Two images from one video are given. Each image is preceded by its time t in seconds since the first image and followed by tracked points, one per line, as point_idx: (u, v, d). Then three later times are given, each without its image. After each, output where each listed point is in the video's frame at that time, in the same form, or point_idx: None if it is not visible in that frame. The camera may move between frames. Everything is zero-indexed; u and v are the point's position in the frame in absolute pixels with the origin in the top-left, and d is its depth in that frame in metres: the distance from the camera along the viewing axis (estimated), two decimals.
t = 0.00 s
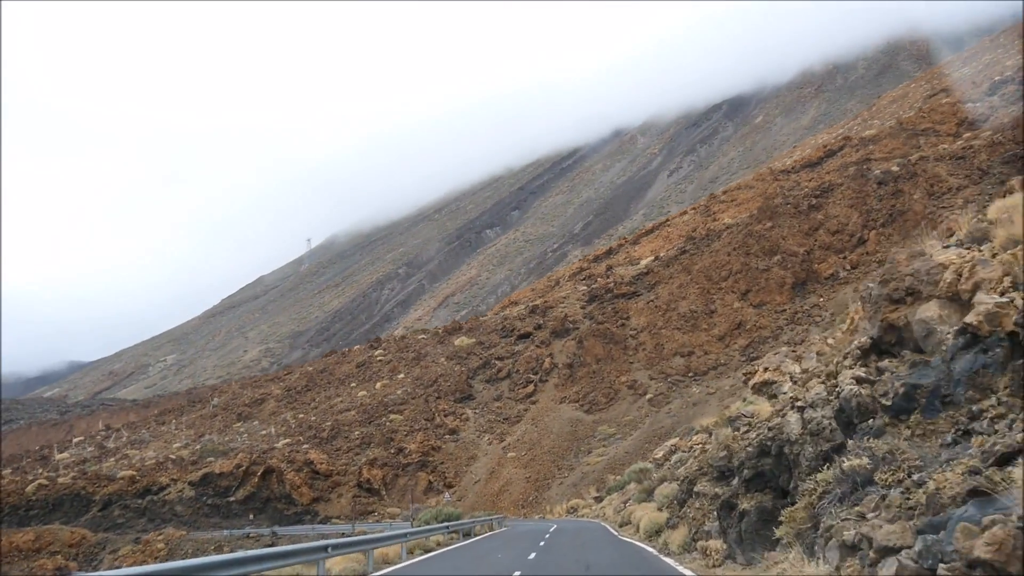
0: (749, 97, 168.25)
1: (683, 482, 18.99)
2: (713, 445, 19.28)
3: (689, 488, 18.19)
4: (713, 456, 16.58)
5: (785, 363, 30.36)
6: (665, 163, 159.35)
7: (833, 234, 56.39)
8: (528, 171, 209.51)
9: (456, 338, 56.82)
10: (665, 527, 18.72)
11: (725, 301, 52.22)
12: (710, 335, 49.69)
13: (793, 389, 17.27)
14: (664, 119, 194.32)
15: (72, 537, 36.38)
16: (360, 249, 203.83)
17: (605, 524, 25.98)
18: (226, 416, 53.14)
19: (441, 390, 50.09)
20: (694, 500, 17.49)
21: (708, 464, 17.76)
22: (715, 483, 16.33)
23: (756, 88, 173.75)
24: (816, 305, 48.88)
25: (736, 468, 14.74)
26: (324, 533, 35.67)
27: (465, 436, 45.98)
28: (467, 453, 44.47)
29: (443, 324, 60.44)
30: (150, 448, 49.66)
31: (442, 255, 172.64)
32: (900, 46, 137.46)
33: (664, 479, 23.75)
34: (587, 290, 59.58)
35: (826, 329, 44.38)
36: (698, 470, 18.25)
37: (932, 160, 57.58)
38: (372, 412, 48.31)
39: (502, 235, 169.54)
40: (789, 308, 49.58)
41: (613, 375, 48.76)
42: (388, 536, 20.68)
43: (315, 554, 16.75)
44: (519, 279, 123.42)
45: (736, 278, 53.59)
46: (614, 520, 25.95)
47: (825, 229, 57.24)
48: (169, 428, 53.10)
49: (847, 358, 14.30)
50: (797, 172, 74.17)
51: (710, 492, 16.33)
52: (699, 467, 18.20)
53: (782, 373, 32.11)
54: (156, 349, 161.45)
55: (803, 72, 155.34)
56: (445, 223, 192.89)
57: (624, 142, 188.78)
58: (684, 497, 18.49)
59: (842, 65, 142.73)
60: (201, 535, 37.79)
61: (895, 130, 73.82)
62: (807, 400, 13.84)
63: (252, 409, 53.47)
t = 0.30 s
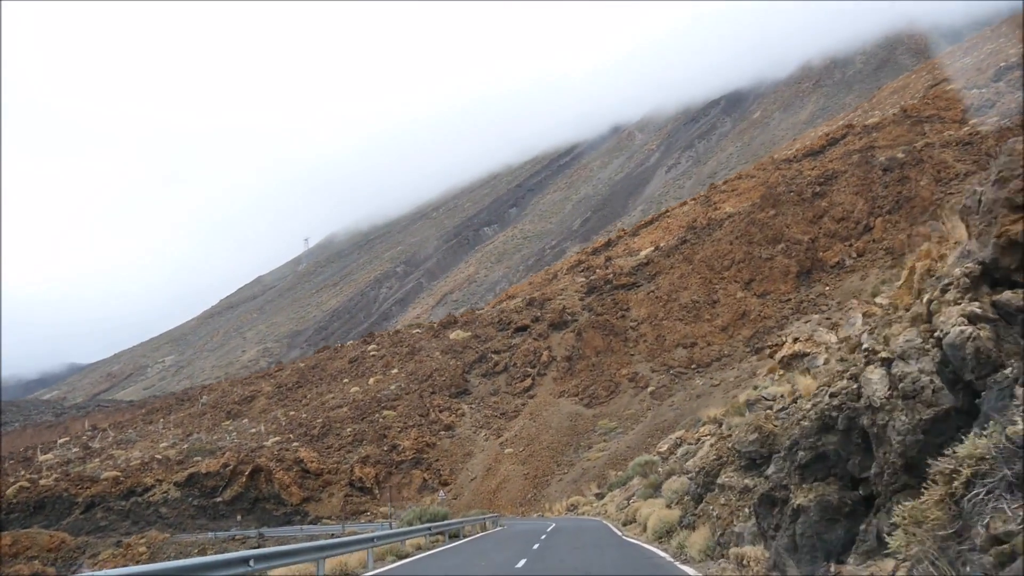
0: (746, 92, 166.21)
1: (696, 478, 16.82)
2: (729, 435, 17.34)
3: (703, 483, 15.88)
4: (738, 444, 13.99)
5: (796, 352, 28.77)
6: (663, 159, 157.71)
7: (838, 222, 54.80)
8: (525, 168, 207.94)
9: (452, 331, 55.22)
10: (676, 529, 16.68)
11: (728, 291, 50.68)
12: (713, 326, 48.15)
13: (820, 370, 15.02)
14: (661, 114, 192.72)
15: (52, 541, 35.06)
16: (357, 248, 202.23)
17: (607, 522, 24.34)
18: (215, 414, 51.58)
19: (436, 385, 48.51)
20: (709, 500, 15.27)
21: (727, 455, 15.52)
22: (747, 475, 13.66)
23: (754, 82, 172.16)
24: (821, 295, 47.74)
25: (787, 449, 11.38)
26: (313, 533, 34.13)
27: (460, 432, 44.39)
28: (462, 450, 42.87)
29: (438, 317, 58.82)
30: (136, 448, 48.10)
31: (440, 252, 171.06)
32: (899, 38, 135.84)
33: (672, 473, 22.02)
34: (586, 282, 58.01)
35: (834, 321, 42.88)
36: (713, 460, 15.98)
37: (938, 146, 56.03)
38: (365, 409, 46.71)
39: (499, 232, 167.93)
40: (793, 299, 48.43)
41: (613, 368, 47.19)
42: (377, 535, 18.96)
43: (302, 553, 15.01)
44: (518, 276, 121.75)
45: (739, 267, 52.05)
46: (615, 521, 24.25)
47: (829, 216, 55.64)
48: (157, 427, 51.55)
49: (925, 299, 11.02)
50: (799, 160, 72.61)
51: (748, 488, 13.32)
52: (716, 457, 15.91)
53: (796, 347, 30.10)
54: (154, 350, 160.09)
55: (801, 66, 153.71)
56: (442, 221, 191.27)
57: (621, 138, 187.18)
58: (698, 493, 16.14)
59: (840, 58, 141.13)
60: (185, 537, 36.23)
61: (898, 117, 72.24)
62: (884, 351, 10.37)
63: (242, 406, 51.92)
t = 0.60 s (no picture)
0: (748, 86, 164.22)
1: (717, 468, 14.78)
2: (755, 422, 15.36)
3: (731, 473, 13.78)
4: (785, 423, 12.14)
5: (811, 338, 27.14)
6: (665, 154, 155.90)
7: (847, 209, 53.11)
8: (526, 164, 206.13)
9: (449, 324, 53.60)
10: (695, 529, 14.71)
11: (734, 280, 49.09)
12: (719, 316, 46.58)
13: (876, 339, 12.63)
14: (663, 108, 190.82)
15: (29, 540, 33.38)
16: (358, 244, 200.56)
17: (612, 520, 22.63)
18: (206, 409, 50.07)
19: (432, 377, 46.93)
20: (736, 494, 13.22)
21: (761, 441, 13.42)
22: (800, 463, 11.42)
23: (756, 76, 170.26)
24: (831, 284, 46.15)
25: (884, 420, 7.82)
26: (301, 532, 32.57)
27: (458, 426, 42.80)
28: (459, 445, 41.28)
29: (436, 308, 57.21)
30: (123, 444, 46.55)
31: (441, 249, 169.41)
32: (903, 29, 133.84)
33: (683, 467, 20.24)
34: (587, 272, 56.39)
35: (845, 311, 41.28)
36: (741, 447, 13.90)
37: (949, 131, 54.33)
38: (359, 403, 45.14)
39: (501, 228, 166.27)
40: (802, 288, 46.93)
41: (616, 360, 45.56)
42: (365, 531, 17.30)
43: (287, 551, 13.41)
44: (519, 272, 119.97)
45: (746, 256, 50.45)
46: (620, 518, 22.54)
47: (838, 204, 53.95)
48: (146, 422, 50.02)
49: None
50: (805, 149, 70.88)
51: (804, 478, 10.66)
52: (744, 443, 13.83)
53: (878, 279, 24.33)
54: (154, 347, 158.69)
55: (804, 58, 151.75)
56: (443, 217, 189.54)
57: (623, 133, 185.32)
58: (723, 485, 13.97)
59: (843, 49, 139.18)
60: (168, 536, 34.66)
61: (906, 104, 70.49)
62: (1009, 294, 6.73)
63: (233, 401, 50.37)
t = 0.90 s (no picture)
0: (747, 82, 162.75)
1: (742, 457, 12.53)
2: (780, 397, 12.90)
3: (761, 458, 11.39)
4: (849, 388, 9.74)
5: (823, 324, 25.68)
6: (664, 151, 154.37)
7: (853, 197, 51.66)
8: (525, 161, 204.66)
9: (445, 315, 52.18)
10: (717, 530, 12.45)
11: (737, 270, 47.72)
12: (722, 307, 45.22)
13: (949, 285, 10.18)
14: (662, 104, 189.24)
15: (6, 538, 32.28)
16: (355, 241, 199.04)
17: (613, 517, 21.07)
18: (194, 403, 48.66)
19: (427, 370, 45.54)
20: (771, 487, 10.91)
21: (798, 418, 11.09)
22: (875, 443, 9.03)
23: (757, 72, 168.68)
24: (838, 273, 44.82)
25: None
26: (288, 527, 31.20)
27: (452, 419, 41.38)
28: (453, 438, 39.83)
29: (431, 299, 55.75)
30: (108, 438, 45.18)
31: (440, 245, 167.91)
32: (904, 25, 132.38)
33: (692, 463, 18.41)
34: (587, 263, 54.98)
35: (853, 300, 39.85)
36: (771, 428, 11.52)
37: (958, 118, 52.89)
38: (351, 395, 43.74)
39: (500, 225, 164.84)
40: (808, 277, 45.58)
41: (615, 351, 44.16)
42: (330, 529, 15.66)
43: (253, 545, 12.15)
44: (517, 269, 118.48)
45: (749, 245, 49.06)
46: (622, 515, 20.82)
47: (844, 192, 52.48)
48: (132, 416, 48.61)
49: None
50: (808, 139, 69.41)
51: (883, 462, 8.58)
52: (775, 421, 11.45)
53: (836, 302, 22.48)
54: (151, 345, 157.27)
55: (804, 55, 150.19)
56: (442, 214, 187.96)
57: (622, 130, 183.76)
58: (752, 474, 11.61)
59: (844, 45, 137.64)
60: (149, 533, 33.30)
61: (912, 94, 69.02)
62: None
63: (222, 394, 49.00)
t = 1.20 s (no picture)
0: (749, 81, 160.69)
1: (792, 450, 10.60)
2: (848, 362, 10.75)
3: (834, 448, 9.25)
4: None
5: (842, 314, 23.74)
6: (665, 152, 152.20)
7: (864, 188, 49.63)
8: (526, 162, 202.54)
9: (440, 312, 50.20)
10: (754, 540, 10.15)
11: (744, 264, 45.81)
12: (729, 302, 43.34)
13: None
14: (663, 105, 186.97)
15: None
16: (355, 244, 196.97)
17: (617, 525, 19.15)
18: (179, 403, 46.76)
19: (420, 368, 43.62)
20: (853, 480, 8.68)
21: (887, 392, 9.09)
22: None
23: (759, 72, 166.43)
24: (849, 269, 42.96)
25: None
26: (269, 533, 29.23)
27: (446, 420, 39.41)
28: (447, 440, 37.83)
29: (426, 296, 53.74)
30: (88, 440, 43.26)
31: (440, 247, 165.75)
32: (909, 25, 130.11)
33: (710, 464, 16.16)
34: (587, 258, 53.02)
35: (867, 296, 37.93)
36: (846, 406, 9.48)
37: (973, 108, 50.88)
38: (341, 395, 41.82)
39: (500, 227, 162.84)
40: (818, 272, 43.68)
41: (617, 349, 42.21)
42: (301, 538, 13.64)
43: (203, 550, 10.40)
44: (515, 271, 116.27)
45: (757, 239, 47.15)
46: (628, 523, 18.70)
47: (854, 183, 50.47)
48: (114, 417, 46.69)
49: None
50: (815, 131, 67.31)
51: None
52: (852, 395, 9.44)
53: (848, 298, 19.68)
54: (149, 349, 155.40)
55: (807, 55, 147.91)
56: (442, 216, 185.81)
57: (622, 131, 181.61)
58: (817, 470, 9.41)
59: (848, 45, 135.38)
60: (122, 540, 31.36)
61: (922, 85, 66.90)
62: None
63: (208, 394, 47.07)
